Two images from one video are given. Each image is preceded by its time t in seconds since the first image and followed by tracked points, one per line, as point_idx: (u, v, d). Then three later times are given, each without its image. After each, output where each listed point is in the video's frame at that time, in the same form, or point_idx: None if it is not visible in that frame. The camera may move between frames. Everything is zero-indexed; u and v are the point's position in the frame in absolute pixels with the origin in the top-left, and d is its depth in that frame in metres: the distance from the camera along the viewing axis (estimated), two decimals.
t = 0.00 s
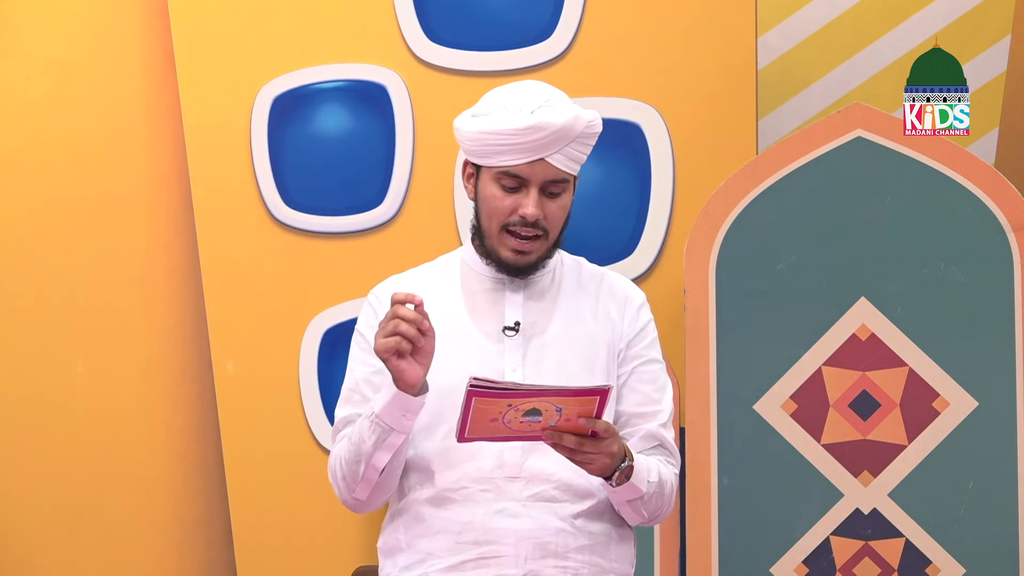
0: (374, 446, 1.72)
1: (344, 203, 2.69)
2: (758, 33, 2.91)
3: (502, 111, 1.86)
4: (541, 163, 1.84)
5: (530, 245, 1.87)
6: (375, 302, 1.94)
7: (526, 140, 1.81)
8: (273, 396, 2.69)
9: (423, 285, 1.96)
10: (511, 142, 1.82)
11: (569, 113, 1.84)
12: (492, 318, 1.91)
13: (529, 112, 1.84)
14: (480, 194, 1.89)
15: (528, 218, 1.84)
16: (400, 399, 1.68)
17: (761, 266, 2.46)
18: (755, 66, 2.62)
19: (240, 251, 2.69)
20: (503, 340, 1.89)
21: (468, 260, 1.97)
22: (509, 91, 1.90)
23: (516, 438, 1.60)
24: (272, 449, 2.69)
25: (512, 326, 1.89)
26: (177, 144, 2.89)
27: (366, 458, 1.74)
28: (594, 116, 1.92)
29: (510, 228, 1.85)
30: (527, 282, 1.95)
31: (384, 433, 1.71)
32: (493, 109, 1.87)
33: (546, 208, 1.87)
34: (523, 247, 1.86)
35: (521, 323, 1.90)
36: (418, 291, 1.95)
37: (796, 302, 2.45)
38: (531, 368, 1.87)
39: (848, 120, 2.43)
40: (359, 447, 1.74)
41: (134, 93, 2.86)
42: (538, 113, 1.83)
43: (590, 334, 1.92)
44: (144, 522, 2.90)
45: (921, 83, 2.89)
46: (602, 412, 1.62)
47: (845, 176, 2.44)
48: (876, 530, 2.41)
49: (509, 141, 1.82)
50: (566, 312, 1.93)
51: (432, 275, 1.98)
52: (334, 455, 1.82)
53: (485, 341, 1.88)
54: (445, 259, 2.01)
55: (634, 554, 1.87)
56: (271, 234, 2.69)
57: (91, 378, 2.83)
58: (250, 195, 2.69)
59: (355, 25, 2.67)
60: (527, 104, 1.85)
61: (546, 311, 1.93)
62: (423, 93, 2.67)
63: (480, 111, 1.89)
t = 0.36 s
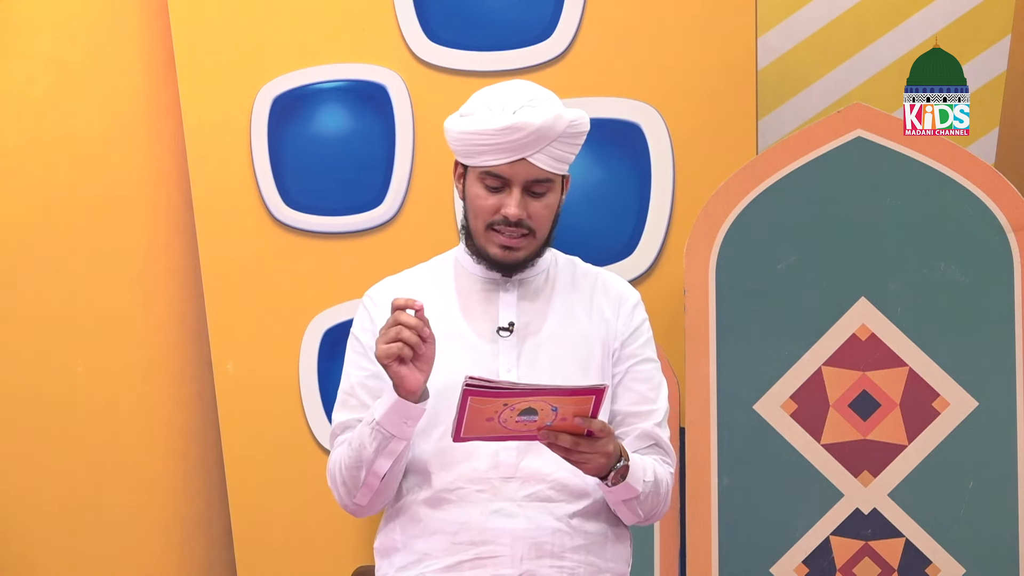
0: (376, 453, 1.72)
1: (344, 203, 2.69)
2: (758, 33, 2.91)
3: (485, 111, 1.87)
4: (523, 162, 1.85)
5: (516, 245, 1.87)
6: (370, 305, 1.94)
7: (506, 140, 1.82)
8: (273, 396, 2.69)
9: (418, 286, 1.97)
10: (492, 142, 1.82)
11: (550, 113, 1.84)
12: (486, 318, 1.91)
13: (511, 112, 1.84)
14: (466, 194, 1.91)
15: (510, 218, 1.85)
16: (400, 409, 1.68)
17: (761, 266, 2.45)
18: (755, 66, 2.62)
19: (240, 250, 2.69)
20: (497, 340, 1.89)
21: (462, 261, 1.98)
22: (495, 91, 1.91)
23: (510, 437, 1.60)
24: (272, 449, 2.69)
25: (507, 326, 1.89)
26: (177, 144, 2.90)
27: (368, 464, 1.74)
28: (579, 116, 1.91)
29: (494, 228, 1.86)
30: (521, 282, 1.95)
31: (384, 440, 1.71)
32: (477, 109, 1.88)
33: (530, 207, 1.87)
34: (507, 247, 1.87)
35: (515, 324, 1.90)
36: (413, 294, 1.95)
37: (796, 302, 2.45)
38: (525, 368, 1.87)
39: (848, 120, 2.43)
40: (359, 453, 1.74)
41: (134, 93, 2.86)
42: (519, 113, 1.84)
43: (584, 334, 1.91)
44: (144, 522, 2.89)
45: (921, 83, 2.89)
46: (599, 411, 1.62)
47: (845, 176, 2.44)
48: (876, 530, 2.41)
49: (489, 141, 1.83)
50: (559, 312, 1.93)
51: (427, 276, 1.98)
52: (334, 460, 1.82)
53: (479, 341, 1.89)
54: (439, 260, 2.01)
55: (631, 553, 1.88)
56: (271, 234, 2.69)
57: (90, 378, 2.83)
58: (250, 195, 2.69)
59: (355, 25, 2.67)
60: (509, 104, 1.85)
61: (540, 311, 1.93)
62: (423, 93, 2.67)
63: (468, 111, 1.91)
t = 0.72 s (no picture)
0: (370, 447, 1.72)
1: (344, 203, 2.69)
2: (758, 33, 2.91)
3: (472, 108, 1.87)
4: (509, 159, 1.85)
5: (506, 242, 1.87)
6: (366, 303, 1.93)
7: (492, 136, 1.82)
8: (273, 397, 2.69)
9: (413, 285, 1.97)
10: (479, 138, 1.83)
11: (534, 110, 1.84)
12: (482, 316, 1.91)
13: (496, 109, 1.84)
14: (457, 193, 1.91)
15: (499, 215, 1.85)
16: (397, 402, 1.68)
17: (761, 266, 2.45)
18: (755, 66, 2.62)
19: (240, 251, 2.69)
20: (493, 338, 1.89)
21: (459, 260, 1.98)
22: (483, 89, 1.91)
23: (504, 436, 1.61)
24: (272, 449, 2.69)
25: (503, 325, 1.89)
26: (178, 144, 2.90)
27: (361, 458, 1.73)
28: (567, 112, 1.91)
29: (484, 226, 1.86)
30: (516, 280, 1.95)
31: (380, 434, 1.71)
32: (464, 107, 1.89)
33: (519, 204, 1.87)
34: (498, 245, 1.87)
35: (511, 322, 1.90)
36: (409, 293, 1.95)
37: (796, 302, 2.45)
38: (521, 366, 1.87)
39: (848, 120, 2.44)
40: (353, 447, 1.73)
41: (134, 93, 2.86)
42: (505, 109, 1.84)
43: (580, 333, 1.91)
44: (144, 523, 2.89)
45: (921, 83, 2.89)
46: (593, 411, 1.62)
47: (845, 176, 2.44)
48: (876, 530, 2.41)
49: (476, 137, 1.83)
50: (556, 311, 1.93)
51: (423, 275, 1.98)
52: (326, 455, 1.81)
53: (475, 339, 1.88)
54: (435, 259, 2.01)
55: (627, 552, 1.88)
56: (271, 234, 2.69)
57: (90, 378, 2.83)
58: (250, 195, 2.69)
59: (355, 25, 2.67)
60: (495, 101, 1.86)
61: (536, 310, 1.93)
62: (423, 93, 2.67)
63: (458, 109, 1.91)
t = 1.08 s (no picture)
0: (354, 407, 1.70)
1: (344, 203, 2.69)
2: (758, 33, 2.91)
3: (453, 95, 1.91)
4: (491, 138, 1.86)
5: (491, 224, 1.85)
6: (360, 296, 1.94)
7: (470, 114, 1.84)
8: (273, 397, 2.69)
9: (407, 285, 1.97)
10: (459, 119, 1.85)
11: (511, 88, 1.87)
12: (475, 316, 1.91)
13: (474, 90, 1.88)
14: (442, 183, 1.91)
15: (483, 194, 1.84)
16: (387, 355, 1.69)
17: (761, 266, 2.46)
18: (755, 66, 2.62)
19: (240, 251, 2.69)
20: (486, 339, 1.88)
21: (451, 260, 1.98)
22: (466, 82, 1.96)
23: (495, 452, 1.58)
24: (272, 450, 2.69)
25: (495, 325, 1.88)
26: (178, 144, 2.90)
27: (344, 421, 1.71)
28: (548, 96, 1.92)
29: (469, 208, 1.85)
30: (510, 279, 1.95)
31: (366, 391, 1.70)
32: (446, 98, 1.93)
33: (503, 185, 1.86)
34: (484, 226, 1.85)
35: (503, 322, 1.89)
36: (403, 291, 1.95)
37: (796, 302, 2.45)
38: (514, 365, 1.87)
39: (849, 121, 2.44)
40: (338, 410, 1.72)
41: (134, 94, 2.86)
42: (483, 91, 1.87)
43: (574, 333, 1.90)
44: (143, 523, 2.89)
45: (921, 83, 2.89)
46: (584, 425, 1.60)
47: (845, 176, 2.45)
48: (876, 530, 2.42)
49: (456, 118, 1.85)
50: (549, 310, 1.93)
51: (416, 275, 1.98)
52: (311, 431, 1.79)
53: (468, 339, 1.88)
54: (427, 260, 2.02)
55: (622, 552, 1.88)
56: (271, 234, 2.69)
57: (90, 378, 2.83)
58: (250, 196, 2.69)
59: (355, 26, 2.67)
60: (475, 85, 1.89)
61: (529, 309, 1.93)
62: (423, 94, 2.67)
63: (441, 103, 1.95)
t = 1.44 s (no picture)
0: (355, 421, 1.63)
1: (344, 202, 2.69)
2: (758, 33, 2.91)
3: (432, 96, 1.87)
4: (471, 138, 1.82)
5: (475, 224, 1.81)
6: (346, 305, 1.87)
7: (449, 114, 1.80)
8: (272, 397, 2.69)
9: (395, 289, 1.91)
10: (437, 119, 1.81)
11: (488, 86, 1.82)
12: (461, 317, 1.85)
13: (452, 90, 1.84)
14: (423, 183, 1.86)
15: (465, 194, 1.80)
16: (381, 368, 1.62)
17: (761, 266, 2.45)
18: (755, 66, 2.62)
19: (240, 250, 2.69)
20: (473, 340, 1.82)
21: (437, 262, 1.93)
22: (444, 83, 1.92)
23: (486, 458, 1.55)
24: (271, 449, 2.69)
25: (482, 326, 1.83)
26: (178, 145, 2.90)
27: (346, 435, 1.64)
28: (526, 92, 1.88)
29: (451, 208, 1.81)
30: (496, 279, 1.90)
31: (363, 405, 1.63)
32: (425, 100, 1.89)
33: (484, 184, 1.82)
34: (467, 227, 1.81)
35: (490, 323, 1.84)
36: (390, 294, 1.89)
37: (796, 303, 2.45)
38: (502, 367, 1.81)
39: (849, 121, 2.44)
40: (337, 427, 1.64)
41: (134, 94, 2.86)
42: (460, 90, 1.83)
43: (561, 332, 1.85)
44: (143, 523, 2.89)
45: (921, 83, 2.89)
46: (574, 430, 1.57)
47: (845, 176, 2.44)
48: (876, 530, 2.41)
49: (435, 117, 1.81)
50: (535, 310, 1.87)
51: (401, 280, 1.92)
52: (310, 449, 1.71)
53: (455, 341, 1.82)
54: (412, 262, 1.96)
55: (615, 550, 1.84)
56: (271, 234, 2.69)
57: (90, 378, 2.83)
58: (250, 196, 2.69)
59: (355, 26, 2.67)
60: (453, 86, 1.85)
61: (516, 309, 1.87)
62: (422, 94, 2.67)
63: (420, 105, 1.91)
